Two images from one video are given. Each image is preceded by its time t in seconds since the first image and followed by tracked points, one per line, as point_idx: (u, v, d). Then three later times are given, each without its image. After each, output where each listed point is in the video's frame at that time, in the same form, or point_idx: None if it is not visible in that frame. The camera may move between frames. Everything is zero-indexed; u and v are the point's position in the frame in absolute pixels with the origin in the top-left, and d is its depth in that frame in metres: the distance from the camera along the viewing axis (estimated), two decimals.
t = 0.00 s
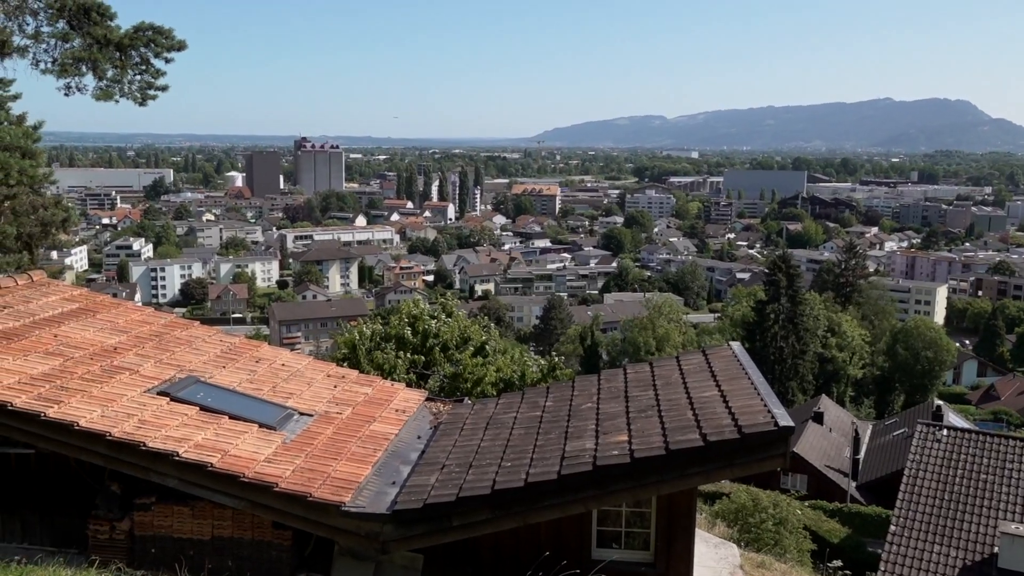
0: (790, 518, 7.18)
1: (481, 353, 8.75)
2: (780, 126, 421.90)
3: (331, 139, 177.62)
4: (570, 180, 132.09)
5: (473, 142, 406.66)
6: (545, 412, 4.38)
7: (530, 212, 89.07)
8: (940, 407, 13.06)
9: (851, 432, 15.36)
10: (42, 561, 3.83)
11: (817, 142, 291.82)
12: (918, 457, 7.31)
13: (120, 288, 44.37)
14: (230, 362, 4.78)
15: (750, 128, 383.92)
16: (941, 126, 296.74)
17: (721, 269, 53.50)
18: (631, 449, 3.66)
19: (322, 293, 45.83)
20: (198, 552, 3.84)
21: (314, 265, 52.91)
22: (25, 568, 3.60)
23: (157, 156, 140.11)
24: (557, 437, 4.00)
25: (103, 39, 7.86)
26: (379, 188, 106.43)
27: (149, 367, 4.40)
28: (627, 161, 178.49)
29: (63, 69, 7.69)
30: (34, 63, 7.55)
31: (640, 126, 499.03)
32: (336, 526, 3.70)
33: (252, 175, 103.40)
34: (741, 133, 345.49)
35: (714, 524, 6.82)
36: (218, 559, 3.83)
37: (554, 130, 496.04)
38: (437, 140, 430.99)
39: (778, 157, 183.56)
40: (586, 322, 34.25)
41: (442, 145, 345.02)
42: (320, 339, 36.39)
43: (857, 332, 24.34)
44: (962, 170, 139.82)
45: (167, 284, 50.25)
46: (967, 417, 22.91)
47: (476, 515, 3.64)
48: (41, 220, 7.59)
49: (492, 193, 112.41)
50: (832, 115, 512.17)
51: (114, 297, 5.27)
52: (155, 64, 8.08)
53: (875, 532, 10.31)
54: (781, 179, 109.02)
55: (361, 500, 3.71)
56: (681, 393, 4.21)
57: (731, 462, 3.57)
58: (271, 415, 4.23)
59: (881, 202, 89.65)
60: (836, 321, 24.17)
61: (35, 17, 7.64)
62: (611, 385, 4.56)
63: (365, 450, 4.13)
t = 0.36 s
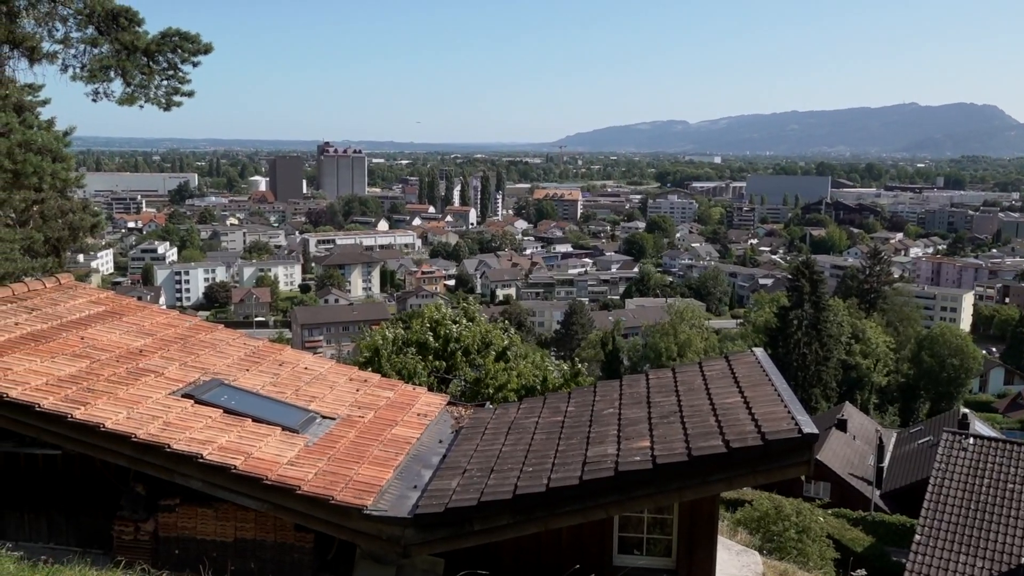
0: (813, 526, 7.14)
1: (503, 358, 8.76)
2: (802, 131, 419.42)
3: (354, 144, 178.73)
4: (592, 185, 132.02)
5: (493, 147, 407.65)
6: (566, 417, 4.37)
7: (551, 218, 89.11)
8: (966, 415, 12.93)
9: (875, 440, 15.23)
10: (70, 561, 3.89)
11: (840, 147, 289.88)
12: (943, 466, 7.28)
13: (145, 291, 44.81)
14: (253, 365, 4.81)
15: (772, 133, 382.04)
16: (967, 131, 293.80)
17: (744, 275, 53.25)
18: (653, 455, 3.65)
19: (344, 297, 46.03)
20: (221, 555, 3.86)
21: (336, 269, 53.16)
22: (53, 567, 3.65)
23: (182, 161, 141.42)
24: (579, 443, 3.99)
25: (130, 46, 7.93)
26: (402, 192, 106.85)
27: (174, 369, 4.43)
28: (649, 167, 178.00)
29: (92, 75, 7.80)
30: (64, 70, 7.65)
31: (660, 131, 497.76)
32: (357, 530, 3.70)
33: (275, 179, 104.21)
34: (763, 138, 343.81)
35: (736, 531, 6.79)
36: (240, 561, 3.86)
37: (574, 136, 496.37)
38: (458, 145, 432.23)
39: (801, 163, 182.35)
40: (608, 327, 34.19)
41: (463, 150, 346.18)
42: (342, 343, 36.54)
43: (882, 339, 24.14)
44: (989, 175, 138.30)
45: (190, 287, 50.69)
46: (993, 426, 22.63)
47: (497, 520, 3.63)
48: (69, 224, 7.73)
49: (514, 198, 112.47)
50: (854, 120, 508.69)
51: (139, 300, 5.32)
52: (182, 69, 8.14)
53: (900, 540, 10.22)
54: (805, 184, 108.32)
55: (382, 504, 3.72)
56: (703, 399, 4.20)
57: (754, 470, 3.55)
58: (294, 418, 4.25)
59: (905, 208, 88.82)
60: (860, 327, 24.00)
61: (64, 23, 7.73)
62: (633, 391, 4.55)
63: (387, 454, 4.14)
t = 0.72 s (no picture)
0: (837, 535, 7.09)
1: (524, 363, 8.75)
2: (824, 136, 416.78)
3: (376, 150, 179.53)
4: (614, 191, 131.77)
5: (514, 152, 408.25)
6: (587, 423, 4.37)
7: (572, 223, 89.07)
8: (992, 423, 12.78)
9: (899, 448, 15.08)
10: (95, 562, 3.93)
11: (863, 152, 287.80)
12: (969, 476, 7.20)
13: (170, 295, 45.22)
14: (277, 369, 4.84)
15: (793, 138, 380.08)
16: (992, 136, 290.64)
17: (766, 281, 52.98)
18: (675, 461, 3.64)
19: (365, 301, 46.20)
20: (243, 558, 3.88)
21: (358, 274, 53.41)
22: (79, 568, 3.69)
23: (207, 165, 142.52)
24: (601, 449, 3.99)
25: (157, 53, 8.02)
26: (423, 197, 107.19)
27: (198, 372, 4.46)
28: (671, 172, 177.47)
29: (120, 81, 7.88)
30: (93, 76, 7.72)
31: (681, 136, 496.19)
32: (379, 533, 3.71)
33: (298, 185, 104.96)
34: (784, 144, 341.99)
35: (758, 539, 6.76)
36: (262, 564, 3.88)
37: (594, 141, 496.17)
38: (479, 150, 433.37)
39: (824, 169, 181.12)
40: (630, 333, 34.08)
41: (484, 155, 346.93)
42: (364, 348, 36.66)
43: (907, 347, 23.89)
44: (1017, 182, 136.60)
45: (214, 291, 51.11)
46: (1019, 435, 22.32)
47: (519, 526, 3.62)
48: (95, 229, 7.57)
49: (536, 203, 112.47)
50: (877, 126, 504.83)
51: (164, 303, 5.36)
52: (208, 77, 8.21)
53: (924, 551, 10.11)
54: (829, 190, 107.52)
55: (404, 508, 3.73)
56: (726, 406, 4.18)
57: (777, 477, 3.52)
58: (317, 422, 4.27)
59: (931, 214, 87.93)
60: (885, 334, 23.78)
61: (93, 31, 7.79)
62: (655, 398, 4.54)
63: (408, 459, 4.14)
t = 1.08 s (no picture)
0: (860, 545, 7.04)
1: (547, 370, 8.74)
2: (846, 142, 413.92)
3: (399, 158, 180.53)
4: (635, 197, 131.47)
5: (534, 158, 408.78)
6: (610, 430, 4.37)
7: (594, 229, 89.02)
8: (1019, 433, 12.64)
9: (925, 458, 14.92)
10: (118, 567, 3.96)
11: (887, 158, 285.37)
12: (996, 485, 7.13)
13: (194, 301, 45.62)
14: (300, 375, 4.86)
15: (813, 144, 377.92)
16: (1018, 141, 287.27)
17: (789, 288, 52.68)
18: (698, 469, 3.63)
19: (387, 307, 46.39)
20: (265, 562, 3.90)
21: (380, 280, 53.63)
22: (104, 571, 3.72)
23: (231, 172, 143.80)
24: (623, 456, 4.00)
25: (184, 61, 8.12)
26: (444, 204, 107.50)
27: (222, 378, 4.49)
28: (693, 179, 176.94)
29: (147, 89, 7.97)
30: (120, 84, 7.81)
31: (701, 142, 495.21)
32: (400, 539, 3.72)
33: (320, 191, 105.63)
34: (806, 150, 340.00)
35: (781, 549, 6.71)
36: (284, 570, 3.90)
37: (614, 147, 496.44)
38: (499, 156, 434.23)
39: (848, 175, 179.78)
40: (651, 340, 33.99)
41: (504, 162, 347.35)
42: (385, 354, 36.77)
43: (932, 354, 23.74)
44: None
45: (237, 296, 51.53)
46: None
47: (541, 532, 3.61)
48: (122, 235, 7.57)
49: (557, 210, 112.47)
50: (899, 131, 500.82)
51: (189, 309, 5.41)
52: (233, 84, 8.30)
53: (951, 562, 10.00)
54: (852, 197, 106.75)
55: (425, 515, 3.74)
56: (749, 415, 4.17)
57: (800, 487, 3.50)
58: (338, 428, 4.29)
59: (956, 221, 87.01)
60: (909, 342, 23.65)
61: (120, 40, 7.86)
62: (677, 405, 4.52)
63: (430, 465, 4.15)
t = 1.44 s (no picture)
0: (885, 556, 6.96)
1: (567, 378, 8.70)
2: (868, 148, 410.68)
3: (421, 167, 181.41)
4: (657, 205, 131.14)
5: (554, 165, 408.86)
6: (631, 438, 4.35)
7: (615, 237, 88.87)
8: None
9: (951, 469, 14.74)
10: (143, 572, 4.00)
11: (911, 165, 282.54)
12: None
13: (217, 308, 45.97)
14: (321, 382, 4.88)
15: (836, 150, 375.29)
16: None
17: (812, 296, 52.28)
18: (720, 479, 3.60)
19: (408, 315, 46.49)
20: (287, 568, 3.92)
21: (401, 287, 53.79)
22: None
23: (255, 180, 144.87)
24: (645, 465, 3.98)
25: (208, 70, 8.21)
26: (465, 211, 107.76)
27: (244, 384, 4.52)
28: (715, 186, 176.11)
29: (172, 99, 8.06)
30: (147, 93, 7.90)
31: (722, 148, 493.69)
32: (422, 547, 3.72)
33: (342, 199, 106.20)
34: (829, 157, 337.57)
35: (804, 558, 6.66)
36: None
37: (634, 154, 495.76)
38: (519, 163, 434.65)
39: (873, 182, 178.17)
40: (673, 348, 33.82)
41: (524, 169, 347.50)
42: (406, 361, 36.80)
43: (958, 363, 23.58)
44: None
45: (260, 304, 51.88)
46: None
47: (562, 540, 3.60)
48: (147, 242, 7.68)
49: (578, 217, 112.33)
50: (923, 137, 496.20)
51: (212, 316, 5.44)
52: (257, 93, 8.37)
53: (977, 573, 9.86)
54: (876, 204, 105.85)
55: (446, 522, 3.74)
56: (772, 423, 4.15)
57: (824, 498, 3.47)
58: (360, 434, 4.31)
59: (982, 228, 85.98)
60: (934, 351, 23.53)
61: (146, 49, 7.94)
62: (699, 413, 4.51)
63: (451, 472, 4.15)
